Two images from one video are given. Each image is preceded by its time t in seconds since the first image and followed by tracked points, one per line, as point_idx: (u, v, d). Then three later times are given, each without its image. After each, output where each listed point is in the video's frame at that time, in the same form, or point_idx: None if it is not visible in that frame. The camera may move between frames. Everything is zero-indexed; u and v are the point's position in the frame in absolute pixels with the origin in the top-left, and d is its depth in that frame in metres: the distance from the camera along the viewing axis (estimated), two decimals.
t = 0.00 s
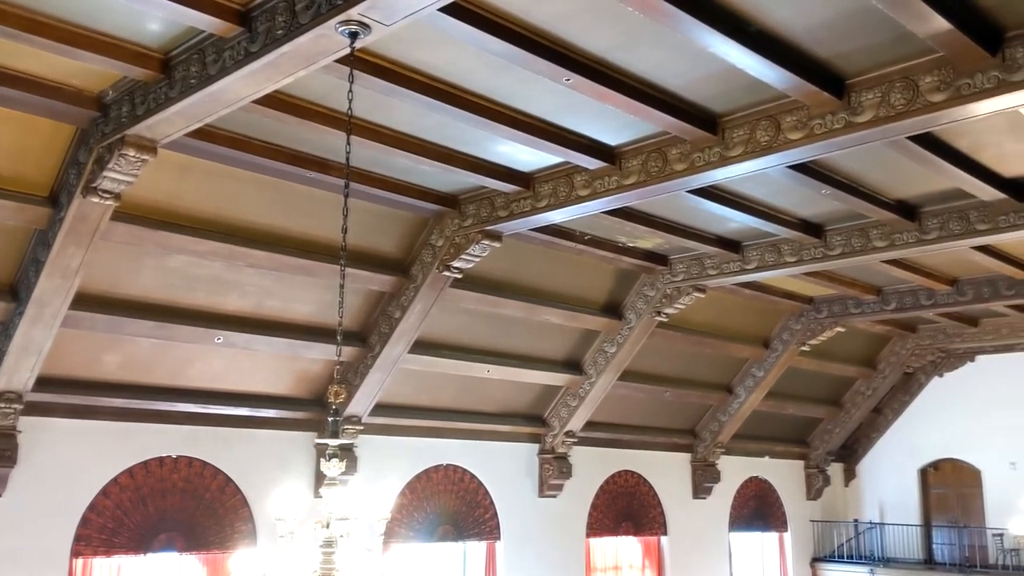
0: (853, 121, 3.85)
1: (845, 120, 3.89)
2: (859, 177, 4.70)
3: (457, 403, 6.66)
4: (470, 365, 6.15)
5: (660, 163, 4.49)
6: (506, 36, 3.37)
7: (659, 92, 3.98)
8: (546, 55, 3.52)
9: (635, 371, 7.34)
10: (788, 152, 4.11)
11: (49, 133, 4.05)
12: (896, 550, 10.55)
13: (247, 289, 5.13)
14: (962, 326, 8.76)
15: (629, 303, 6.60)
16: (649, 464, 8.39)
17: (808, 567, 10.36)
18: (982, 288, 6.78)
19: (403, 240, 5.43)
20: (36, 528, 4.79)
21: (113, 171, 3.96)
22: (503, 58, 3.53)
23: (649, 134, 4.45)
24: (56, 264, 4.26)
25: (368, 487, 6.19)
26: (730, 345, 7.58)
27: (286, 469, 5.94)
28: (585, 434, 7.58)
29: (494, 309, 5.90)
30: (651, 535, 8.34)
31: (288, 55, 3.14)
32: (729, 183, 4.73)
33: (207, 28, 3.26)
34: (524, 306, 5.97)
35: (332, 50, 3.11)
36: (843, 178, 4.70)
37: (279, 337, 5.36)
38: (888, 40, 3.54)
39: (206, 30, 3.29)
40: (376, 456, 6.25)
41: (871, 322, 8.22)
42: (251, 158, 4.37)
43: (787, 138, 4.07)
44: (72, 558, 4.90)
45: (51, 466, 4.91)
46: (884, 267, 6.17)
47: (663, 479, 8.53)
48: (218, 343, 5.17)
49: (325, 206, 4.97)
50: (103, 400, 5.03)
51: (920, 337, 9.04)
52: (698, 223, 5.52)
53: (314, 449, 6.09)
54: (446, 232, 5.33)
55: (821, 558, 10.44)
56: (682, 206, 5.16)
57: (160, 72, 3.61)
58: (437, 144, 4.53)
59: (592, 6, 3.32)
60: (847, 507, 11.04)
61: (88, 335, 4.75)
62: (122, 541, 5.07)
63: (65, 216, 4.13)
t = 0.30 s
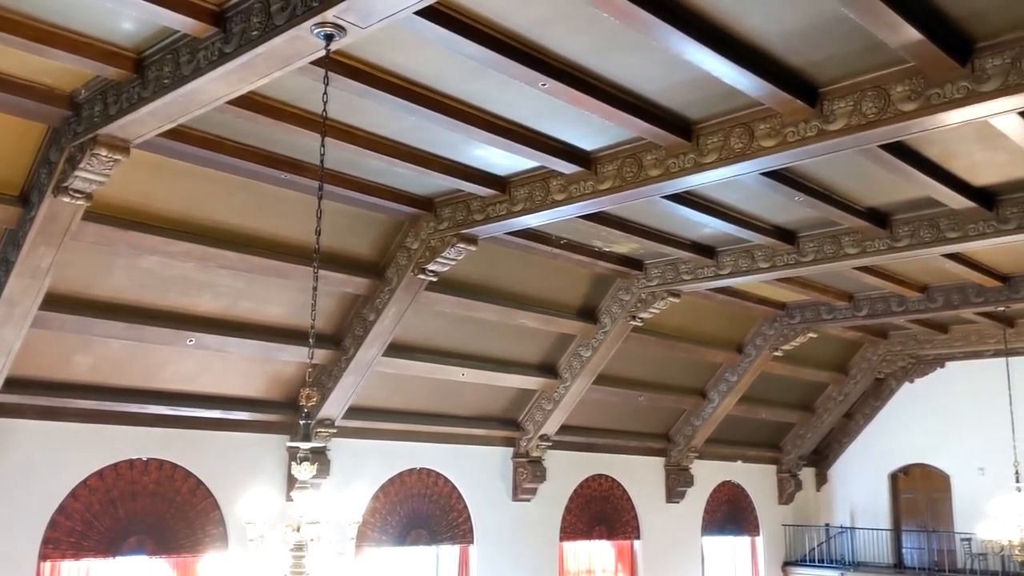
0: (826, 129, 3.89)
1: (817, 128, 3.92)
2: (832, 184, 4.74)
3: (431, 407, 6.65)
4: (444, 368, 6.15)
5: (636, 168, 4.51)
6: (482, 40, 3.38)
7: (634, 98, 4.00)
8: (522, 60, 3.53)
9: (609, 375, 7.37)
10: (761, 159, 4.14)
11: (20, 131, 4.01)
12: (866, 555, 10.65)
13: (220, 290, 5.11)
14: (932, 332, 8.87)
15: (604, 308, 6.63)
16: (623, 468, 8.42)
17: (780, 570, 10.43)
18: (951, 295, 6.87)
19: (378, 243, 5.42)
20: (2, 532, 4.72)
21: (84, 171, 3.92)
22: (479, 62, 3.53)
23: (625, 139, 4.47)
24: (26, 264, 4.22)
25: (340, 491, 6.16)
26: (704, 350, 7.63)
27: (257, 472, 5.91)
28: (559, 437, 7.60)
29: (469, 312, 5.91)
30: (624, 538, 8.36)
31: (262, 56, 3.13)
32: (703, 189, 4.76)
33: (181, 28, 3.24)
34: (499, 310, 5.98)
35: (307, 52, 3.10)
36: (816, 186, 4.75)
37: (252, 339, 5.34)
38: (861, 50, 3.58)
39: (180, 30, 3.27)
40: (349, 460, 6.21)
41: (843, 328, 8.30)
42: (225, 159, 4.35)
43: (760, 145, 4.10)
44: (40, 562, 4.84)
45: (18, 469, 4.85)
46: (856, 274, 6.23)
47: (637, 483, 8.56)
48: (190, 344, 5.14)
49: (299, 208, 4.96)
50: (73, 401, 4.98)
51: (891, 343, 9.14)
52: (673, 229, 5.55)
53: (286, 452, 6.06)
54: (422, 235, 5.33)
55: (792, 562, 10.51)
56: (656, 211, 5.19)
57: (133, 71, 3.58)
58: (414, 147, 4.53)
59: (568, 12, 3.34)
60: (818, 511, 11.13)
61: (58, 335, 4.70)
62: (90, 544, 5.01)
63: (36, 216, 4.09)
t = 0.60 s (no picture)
0: (795, 133, 3.93)
1: (786, 131, 3.96)
2: (800, 188, 4.79)
3: (401, 407, 6.65)
4: (415, 368, 6.14)
5: (607, 170, 4.54)
6: (455, 40, 3.38)
7: (606, 100, 4.02)
8: (495, 60, 3.53)
9: (581, 376, 7.40)
10: (731, 162, 4.18)
11: None
12: (833, 554, 10.77)
13: (189, 288, 5.07)
14: (899, 334, 9.00)
15: (576, 308, 6.66)
16: (593, 468, 8.45)
17: (747, 570, 10.52)
18: (917, 298, 6.96)
19: (350, 241, 5.41)
20: None
21: (52, 165, 3.87)
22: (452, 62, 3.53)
23: (597, 141, 4.49)
24: None
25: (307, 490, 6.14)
26: (674, 351, 7.68)
27: (224, 471, 5.87)
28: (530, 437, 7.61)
29: (441, 312, 5.91)
30: (593, 538, 8.40)
31: (233, 52, 3.11)
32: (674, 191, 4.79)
33: (151, 23, 3.20)
34: (470, 310, 5.98)
35: (278, 49, 3.08)
36: (785, 189, 4.80)
37: (221, 337, 5.31)
38: (830, 55, 3.62)
39: (149, 24, 3.23)
40: (318, 459, 6.19)
41: (812, 330, 8.40)
42: (195, 155, 4.31)
43: (730, 148, 4.14)
44: (3, 560, 4.76)
45: None
46: (824, 276, 6.31)
47: (607, 483, 8.60)
48: (158, 342, 5.10)
49: (269, 206, 4.93)
50: (38, 399, 4.91)
51: (858, 345, 9.26)
52: (645, 231, 5.59)
53: (254, 451, 6.02)
54: (393, 233, 5.32)
55: (759, 562, 10.60)
56: (628, 213, 5.22)
57: (102, 66, 3.54)
58: (386, 146, 4.52)
59: (541, 13, 3.34)
60: (786, 511, 11.25)
61: (23, 332, 4.64)
62: (54, 544, 4.94)
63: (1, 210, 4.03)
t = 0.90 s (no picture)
0: (766, 133, 3.96)
1: (757, 131, 3.99)
2: (772, 187, 4.84)
3: (373, 403, 6.63)
4: (387, 364, 6.13)
5: (581, 168, 4.55)
6: (429, 36, 3.37)
7: (580, 97, 4.03)
8: (469, 56, 3.53)
9: (553, 373, 7.42)
10: (703, 161, 4.21)
11: None
12: (801, 551, 10.89)
13: (159, 282, 5.02)
14: (868, 333, 9.11)
15: (549, 305, 6.68)
16: (565, 465, 8.48)
17: (716, 567, 10.61)
18: (886, 297, 7.05)
19: (322, 237, 5.39)
20: None
21: (19, 158, 3.82)
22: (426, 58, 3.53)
23: (570, 138, 4.51)
24: None
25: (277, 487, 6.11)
26: (647, 349, 7.73)
27: (193, 467, 5.82)
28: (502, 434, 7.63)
29: (414, 309, 5.90)
30: (565, 535, 8.43)
31: (204, 45, 3.08)
32: (647, 189, 4.82)
33: (120, 14, 3.17)
34: (443, 307, 5.98)
35: (250, 42, 3.06)
36: (756, 188, 4.84)
37: (191, 333, 5.27)
38: (802, 56, 3.65)
39: (119, 16, 3.20)
40: (288, 456, 6.15)
41: (782, 329, 8.48)
42: (165, 148, 4.27)
43: (702, 147, 4.16)
44: None
45: None
46: (795, 275, 6.37)
47: (579, 480, 8.63)
48: (127, 337, 5.05)
49: (241, 200, 4.90)
50: (4, 394, 4.84)
51: (827, 344, 9.36)
52: (618, 229, 5.61)
53: (223, 447, 5.99)
54: (366, 229, 5.31)
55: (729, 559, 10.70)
56: (601, 211, 5.24)
57: (71, 58, 3.50)
58: (359, 141, 4.50)
59: (516, 10, 3.35)
60: (756, 508, 11.36)
61: None
62: (20, 540, 4.86)
63: None
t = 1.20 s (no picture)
0: (734, 128, 3.99)
1: (726, 127, 4.02)
2: (739, 182, 4.87)
3: (339, 395, 6.61)
4: (354, 356, 6.11)
5: (551, 161, 4.56)
6: (399, 26, 3.35)
7: (550, 90, 4.04)
8: (439, 47, 3.52)
9: (522, 365, 7.44)
10: (672, 156, 4.23)
11: None
12: (765, 543, 11.03)
13: (123, 272, 4.97)
14: (833, 328, 9.23)
15: (519, 298, 6.69)
16: (533, 458, 8.51)
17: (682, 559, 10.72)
18: (850, 293, 7.15)
19: (289, 228, 5.35)
20: None
21: None
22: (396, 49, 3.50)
23: (540, 131, 4.51)
24: None
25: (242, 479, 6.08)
26: (615, 342, 7.77)
27: (157, 459, 5.77)
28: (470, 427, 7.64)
29: (382, 300, 5.88)
30: (532, 527, 8.47)
31: (170, 32, 3.03)
32: (615, 183, 4.84)
33: None
34: (411, 299, 5.97)
35: (217, 30, 3.03)
36: (724, 184, 4.87)
37: (156, 323, 5.22)
38: (770, 53, 3.67)
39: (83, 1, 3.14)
40: (254, 448, 6.11)
41: (749, 323, 8.57)
42: (130, 136, 4.22)
43: (671, 142, 4.18)
44: None
45: None
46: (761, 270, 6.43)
47: (546, 473, 8.67)
48: (90, 327, 4.98)
49: (206, 190, 4.86)
50: None
51: (793, 338, 9.48)
52: (587, 222, 5.63)
53: (188, 439, 5.94)
54: (334, 220, 5.28)
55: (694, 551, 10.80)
56: (570, 204, 5.26)
57: (33, 43, 3.44)
58: (327, 132, 4.47)
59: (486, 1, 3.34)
60: (721, 500, 11.50)
61: None
62: None
63: None
